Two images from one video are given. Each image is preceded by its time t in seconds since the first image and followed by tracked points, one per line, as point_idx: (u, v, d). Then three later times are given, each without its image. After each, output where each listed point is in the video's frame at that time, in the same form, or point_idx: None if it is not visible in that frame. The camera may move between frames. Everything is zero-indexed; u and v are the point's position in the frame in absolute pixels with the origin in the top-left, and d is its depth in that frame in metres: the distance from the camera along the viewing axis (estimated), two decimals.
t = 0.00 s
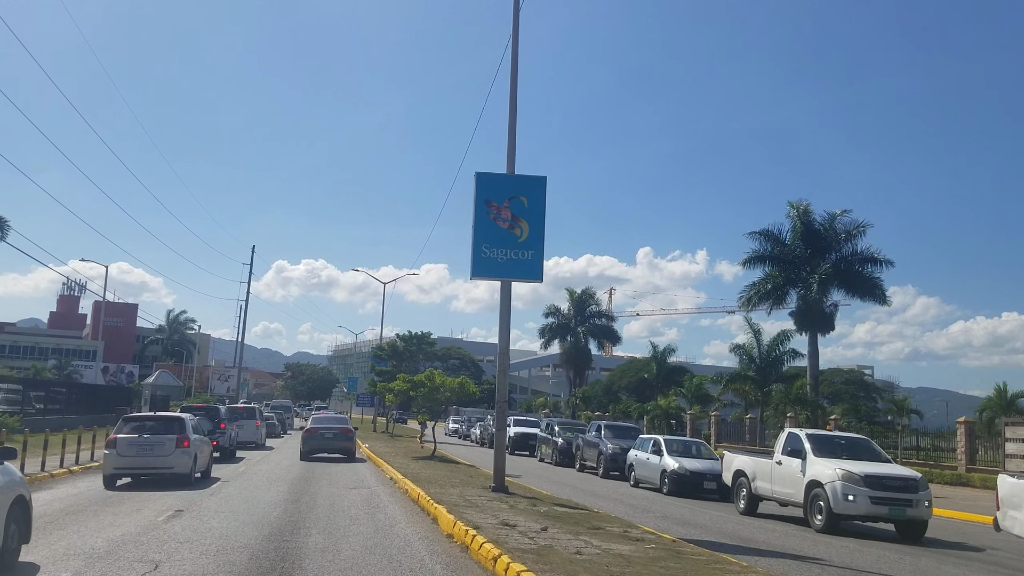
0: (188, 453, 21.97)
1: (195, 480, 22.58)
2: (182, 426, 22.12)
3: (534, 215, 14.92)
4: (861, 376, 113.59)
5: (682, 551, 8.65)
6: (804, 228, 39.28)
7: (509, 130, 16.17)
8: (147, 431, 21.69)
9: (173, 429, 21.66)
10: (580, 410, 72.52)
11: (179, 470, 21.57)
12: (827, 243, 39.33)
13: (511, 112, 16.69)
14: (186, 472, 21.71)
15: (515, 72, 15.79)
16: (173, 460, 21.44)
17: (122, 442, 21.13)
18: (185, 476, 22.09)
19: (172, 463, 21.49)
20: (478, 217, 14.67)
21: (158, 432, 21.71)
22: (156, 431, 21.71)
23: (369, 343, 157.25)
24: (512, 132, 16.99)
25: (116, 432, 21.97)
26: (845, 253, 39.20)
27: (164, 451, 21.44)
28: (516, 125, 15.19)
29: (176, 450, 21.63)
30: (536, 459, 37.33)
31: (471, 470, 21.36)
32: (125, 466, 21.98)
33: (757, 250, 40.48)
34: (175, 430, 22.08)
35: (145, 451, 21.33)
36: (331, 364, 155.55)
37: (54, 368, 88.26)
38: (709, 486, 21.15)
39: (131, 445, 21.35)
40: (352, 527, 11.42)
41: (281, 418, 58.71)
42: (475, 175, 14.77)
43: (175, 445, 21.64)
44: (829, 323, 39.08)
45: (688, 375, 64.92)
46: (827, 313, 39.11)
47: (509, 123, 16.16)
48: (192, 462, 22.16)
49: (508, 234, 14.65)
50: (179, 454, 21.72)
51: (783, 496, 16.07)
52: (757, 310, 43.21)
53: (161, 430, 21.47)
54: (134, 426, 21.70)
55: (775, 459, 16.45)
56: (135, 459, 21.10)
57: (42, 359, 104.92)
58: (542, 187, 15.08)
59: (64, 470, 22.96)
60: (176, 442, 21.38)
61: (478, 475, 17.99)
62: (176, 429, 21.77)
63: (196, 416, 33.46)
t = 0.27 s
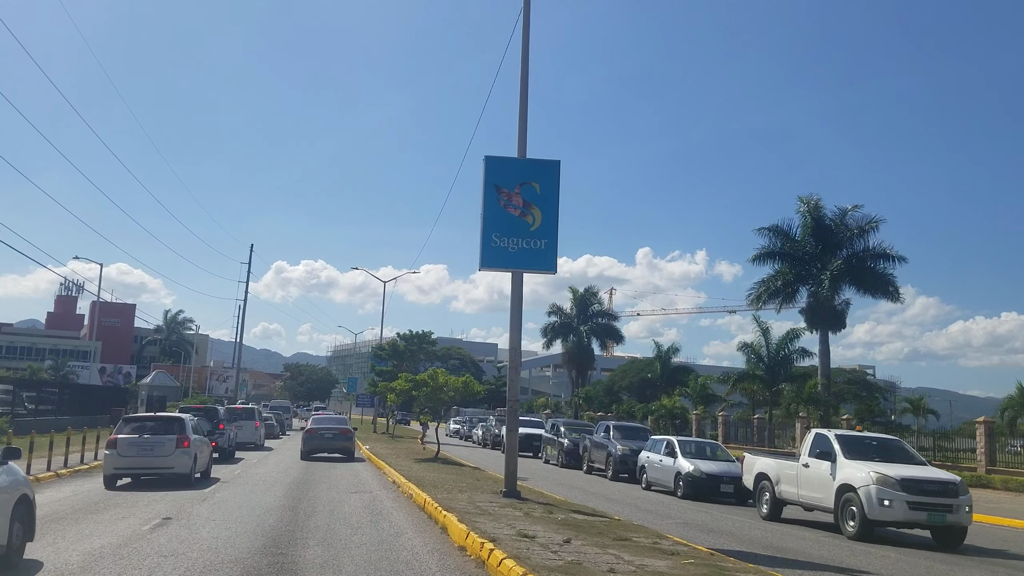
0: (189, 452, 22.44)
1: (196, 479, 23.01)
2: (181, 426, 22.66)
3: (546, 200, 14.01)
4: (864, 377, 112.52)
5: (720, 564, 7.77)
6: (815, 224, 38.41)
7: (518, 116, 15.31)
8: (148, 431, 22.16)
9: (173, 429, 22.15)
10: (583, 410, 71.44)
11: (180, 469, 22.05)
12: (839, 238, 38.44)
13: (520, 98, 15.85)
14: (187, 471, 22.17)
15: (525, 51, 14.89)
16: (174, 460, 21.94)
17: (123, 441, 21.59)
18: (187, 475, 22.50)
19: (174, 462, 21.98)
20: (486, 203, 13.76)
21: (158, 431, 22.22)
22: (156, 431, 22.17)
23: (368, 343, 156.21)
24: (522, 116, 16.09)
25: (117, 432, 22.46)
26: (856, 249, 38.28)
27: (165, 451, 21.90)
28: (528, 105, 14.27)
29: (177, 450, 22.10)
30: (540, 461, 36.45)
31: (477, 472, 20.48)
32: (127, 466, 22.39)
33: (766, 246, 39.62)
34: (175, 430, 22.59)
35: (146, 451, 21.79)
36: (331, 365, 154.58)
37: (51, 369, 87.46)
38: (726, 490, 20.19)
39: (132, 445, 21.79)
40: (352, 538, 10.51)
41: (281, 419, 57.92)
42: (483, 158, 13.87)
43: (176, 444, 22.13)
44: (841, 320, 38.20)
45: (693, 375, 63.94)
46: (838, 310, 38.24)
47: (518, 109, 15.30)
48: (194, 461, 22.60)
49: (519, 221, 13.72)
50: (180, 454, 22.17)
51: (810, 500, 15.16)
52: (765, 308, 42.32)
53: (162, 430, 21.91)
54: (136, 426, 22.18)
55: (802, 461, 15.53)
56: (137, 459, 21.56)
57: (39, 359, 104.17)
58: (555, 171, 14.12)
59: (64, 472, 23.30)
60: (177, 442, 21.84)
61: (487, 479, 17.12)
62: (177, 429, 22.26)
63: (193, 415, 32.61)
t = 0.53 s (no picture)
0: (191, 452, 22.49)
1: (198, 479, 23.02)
2: (182, 427, 22.69)
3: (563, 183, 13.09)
4: (868, 376, 111.52)
5: None
6: (828, 219, 37.54)
7: (531, 98, 14.37)
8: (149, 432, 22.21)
9: (174, 430, 22.19)
10: (587, 410, 70.43)
11: (182, 470, 22.11)
12: (852, 233, 37.51)
13: (534, 80, 14.91)
14: (189, 472, 22.24)
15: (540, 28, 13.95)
16: (175, 461, 21.98)
17: (124, 442, 21.63)
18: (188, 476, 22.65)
19: (175, 463, 22.01)
20: (498, 188, 12.83)
21: (159, 432, 22.26)
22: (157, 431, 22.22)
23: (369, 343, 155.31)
24: (537, 98, 15.20)
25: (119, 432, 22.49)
26: (870, 245, 37.37)
27: (166, 452, 21.97)
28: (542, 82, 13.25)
29: (178, 450, 22.16)
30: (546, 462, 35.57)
31: (485, 475, 19.59)
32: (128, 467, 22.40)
33: (777, 241, 38.72)
34: (177, 431, 22.64)
35: (148, 451, 21.85)
36: (332, 365, 153.74)
37: (49, 369, 86.69)
38: (745, 493, 19.32)
39: (133, 446, 21.85)
40: (356, 550, 9.59)
41: (282, 418, 57.14)
42: (495, 140, 12.93)
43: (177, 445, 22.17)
44: (854, 317, 37.28)
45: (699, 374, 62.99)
46: (851, 306, 37.33)
47: (531, 91, 14.37)
48: (195, 463, 22.75)
49: (534, 207, 12.80)
50: (181, 454, 22.22)
51: (841, 504, 14.27)
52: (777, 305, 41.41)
53: (163, 431, 21.95)
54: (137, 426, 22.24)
55: (831, 462, 14.64)
56: (139, 460, 21.62)
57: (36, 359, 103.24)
58: (572, 152, 13.15)
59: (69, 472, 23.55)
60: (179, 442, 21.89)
61: (498, 482, 16.29)
62: (178, 429, 22.32)
63: (193, 415, 31.74)
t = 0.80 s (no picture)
0: (193, 453, 22.17)
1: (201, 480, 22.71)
2: (185, 427, 22.37)
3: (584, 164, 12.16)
4: (874, 376, 110.40)
5: None
6: (843, 213, 36.54)
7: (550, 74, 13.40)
8: (151, 432, 21.92)
9: (176, 430, 21.87)
10: (592, 409, 69.52)
11: (183, 471, 21.79)
12: (868, 227, 36.49)
13: (553, 55, 13.95)
14: (190, 473, 21.92)
15: None
16: (177, 461, 21.65)
17: (127, 442, 21.36)
18: (190, 477, 22.46)
19: (177, 463, 21.69)
20: (515, 168, 11.88)
21: (162, 432, 21.95)
22: (160, 431, 21.92)
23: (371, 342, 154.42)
24: (555, 75, 14.24)
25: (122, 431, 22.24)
26: (887, 239, 36.34)
27: (168, 452, 21.67)
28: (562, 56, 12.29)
29: (180, 451, 21.85)
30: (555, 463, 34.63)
31: (496, 477, 18.65)
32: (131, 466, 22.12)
33: (791, 237, 37.76)
34: (179, 431, 22.33)
35: (150, 451, 21.56)
36: (334, 365, 152.86)
37: (49, 369, 85.92)
38: (769, 497, 18.36)
39: (136, 446, 21.57)
40: (360, 565, 8.64)
41: (284, 418, 56.27)
42: (511, 117, 12.00)
43: (179, 445, 21.86)
44: (870, 314, 36.29)
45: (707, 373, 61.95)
46: (867, 303, 36.32)
47: (550, 66, 13.41)
48: (197, 463, 22.56)
49: (553, 189, 11.84)
50: (183, 455, 21.91)
51: (881, 510, 13.30)
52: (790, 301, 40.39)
53: (166, 430, 21.64)
54: (140, 426, 21.97)
55: (870, 465, 13.66)
56: (140, 460, 21.33)
57: (36, 359, 102.39)
58: (594, 131, 12.18)
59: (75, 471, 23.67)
60: (180, 443, 21.57)
61: (513, 487, 15.34)
62: (181, 429, 22.01)
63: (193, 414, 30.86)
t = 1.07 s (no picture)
0: (194, 452, 21.29)
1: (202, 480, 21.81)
2: (186, 426, 21.49)
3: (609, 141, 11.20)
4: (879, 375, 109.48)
5: None
6: (859, 206, 35.58)
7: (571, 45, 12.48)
8: (152, 430, 21.04)
9: (177, 428, 21.00)
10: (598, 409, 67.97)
11: (185, 471, 20.93)
12: (884, 221, 35.54)
13: (574, 27, 13.01)
14: (192, 472, 21.05)
15: None
16: (178, 461, 20.78)
17: (126, 441, 20.50)
18: (190, 477, 21.58)
19: (178, 462, 20.80)
20: (533, 145, 10.91)
21: (162, 431, 21.07)
22: (160, 429, 21.04)
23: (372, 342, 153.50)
24: (575, 50, 13.31)
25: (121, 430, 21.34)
26: (904, 233, 35.39)
27: (169, 451, 20.79)
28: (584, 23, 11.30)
29: (182, 450, 20.97)
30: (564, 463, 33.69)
31: (508, 479, 17.74)
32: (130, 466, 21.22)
33: (805, 231, 36.78)
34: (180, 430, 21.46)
35: (151, 450, 20.70)
36: (335, 364, 151.94)
37: (47, 368, 85.00)
38: (795, 500, 17.44)
39: (136, 445, 20.70)
40: None
41: (285, 417, 55.33)
42: (529, 88, 11.05)
43: (180, 444, 20.98)
44: (886, 310, 35.32)
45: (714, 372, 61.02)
46: (883, 299, 35.35)
47: (571, 37, 12.49)
48: (198, 463, 21.68)
49: (574, 167, 10.87)
50: (184, 454, 21.04)
51: (926, 516, 12.34)
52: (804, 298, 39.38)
53: (167, 428, 20.77)
54: (140, 425, 21.08)
55: (913, 467, 12.71)
56: (141, 459, 20.46)
57: (35, 359, 101.42)
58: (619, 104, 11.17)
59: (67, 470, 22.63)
60: (182, 441, 20.70)
61: (530, 490, 14.38)
62: (182, 428, 21.14)
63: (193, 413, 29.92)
